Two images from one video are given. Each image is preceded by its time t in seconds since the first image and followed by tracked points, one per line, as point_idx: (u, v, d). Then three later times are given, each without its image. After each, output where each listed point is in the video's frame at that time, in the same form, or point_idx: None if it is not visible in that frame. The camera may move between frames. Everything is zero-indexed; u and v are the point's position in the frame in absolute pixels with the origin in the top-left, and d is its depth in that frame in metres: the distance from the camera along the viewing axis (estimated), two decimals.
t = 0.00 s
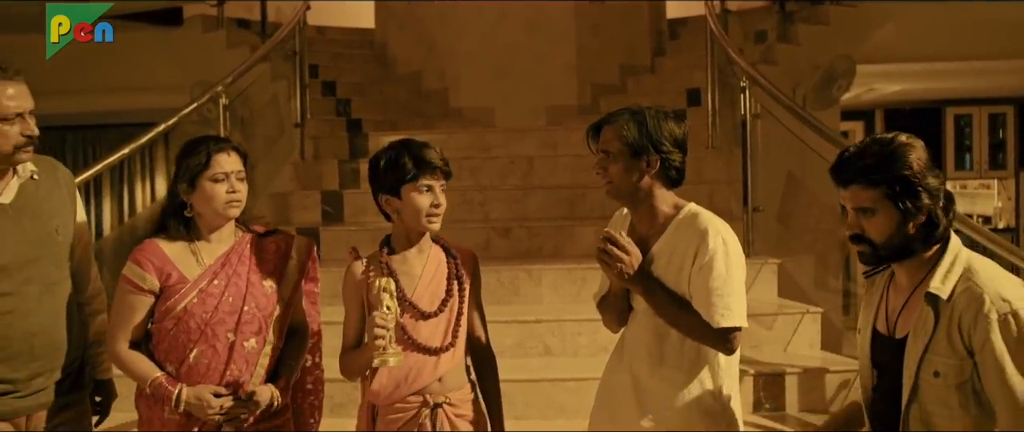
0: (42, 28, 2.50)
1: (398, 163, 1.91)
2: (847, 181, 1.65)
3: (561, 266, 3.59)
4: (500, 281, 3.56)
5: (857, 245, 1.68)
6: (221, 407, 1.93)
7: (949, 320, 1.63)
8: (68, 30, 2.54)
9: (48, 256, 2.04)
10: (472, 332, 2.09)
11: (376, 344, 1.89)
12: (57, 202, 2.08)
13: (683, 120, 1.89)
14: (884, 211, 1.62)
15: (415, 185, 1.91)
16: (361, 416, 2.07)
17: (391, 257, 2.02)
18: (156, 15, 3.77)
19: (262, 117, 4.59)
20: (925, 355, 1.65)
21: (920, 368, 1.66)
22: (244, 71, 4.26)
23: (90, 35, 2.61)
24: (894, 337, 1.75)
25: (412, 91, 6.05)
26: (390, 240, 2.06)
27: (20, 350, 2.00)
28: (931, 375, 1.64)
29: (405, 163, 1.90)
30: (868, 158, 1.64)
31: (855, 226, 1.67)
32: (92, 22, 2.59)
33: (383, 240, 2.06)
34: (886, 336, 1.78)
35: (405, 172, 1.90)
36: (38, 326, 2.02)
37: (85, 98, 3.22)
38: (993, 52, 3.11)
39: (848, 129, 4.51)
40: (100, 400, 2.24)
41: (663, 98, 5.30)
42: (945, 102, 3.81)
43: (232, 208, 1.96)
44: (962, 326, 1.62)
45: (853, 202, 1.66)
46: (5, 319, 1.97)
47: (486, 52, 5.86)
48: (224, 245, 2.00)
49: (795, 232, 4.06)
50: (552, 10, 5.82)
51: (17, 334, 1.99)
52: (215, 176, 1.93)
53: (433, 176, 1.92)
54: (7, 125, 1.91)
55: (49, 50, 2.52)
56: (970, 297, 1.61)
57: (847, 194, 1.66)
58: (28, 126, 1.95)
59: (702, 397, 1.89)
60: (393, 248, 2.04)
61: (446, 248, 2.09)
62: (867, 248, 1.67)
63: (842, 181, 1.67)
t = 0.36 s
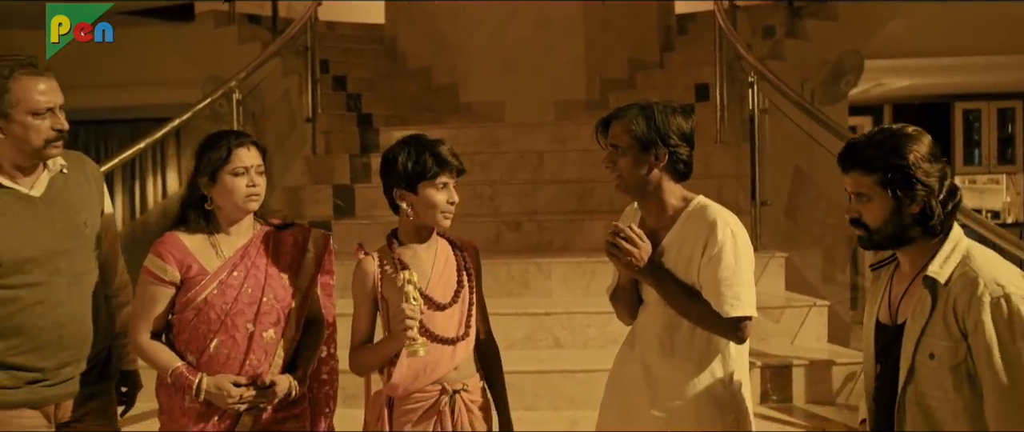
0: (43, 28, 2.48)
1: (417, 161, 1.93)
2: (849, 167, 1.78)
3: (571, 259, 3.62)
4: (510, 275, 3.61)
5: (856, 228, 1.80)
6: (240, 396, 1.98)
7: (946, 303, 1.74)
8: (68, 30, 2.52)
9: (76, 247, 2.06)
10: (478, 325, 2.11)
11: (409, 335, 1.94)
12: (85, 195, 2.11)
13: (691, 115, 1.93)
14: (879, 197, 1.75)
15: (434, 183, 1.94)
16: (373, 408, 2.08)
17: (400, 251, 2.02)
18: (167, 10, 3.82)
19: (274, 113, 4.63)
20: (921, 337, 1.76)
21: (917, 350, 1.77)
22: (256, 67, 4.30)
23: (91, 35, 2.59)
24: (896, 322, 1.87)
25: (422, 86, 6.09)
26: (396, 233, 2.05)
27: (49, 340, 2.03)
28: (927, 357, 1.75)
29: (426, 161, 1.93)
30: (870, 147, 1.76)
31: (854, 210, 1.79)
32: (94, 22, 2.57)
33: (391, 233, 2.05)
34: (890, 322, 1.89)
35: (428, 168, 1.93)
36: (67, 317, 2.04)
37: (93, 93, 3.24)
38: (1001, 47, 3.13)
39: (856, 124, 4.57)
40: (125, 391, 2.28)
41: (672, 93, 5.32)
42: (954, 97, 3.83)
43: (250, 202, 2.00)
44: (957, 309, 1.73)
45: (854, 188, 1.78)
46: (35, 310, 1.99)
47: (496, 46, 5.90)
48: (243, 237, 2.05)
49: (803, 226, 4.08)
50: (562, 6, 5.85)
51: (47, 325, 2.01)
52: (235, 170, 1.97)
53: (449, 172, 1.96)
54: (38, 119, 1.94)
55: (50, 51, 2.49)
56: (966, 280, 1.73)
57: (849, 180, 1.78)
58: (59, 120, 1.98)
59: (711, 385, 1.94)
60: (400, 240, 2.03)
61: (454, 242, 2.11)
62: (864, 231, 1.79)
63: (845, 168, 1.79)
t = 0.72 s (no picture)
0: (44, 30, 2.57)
1: (437, 152, 1.97)
2: (853, 157, 1.84)
3: (583, 250, 3.66)
4: (522, 264, 3.65)
5: (856, 216, 1.86)
6: (261, 384, 2.02)
7: (947, 287, 1.81)
8: (68, 30, 2.60)
9: (108, 241, 2.09)
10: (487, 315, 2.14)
11: (424, 324, 1.96)
12: (118, 190, 2.14)
13: (702, 108, 1.96)
14: (879, 186, 1.81)
15: (451, 174, 1.97)
16: (384, 397, 2.11)
17: (414, 241, 2.05)
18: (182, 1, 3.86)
19: (288, 104, 4.67)
20: (923, 321, 1.82)
21: (918, 335, 1.83)
22: (271, 59, 4.33)
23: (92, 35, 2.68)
24: (895, 308, 1.95)
25: (434, 78, 6.12)
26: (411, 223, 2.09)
27: (81, 331, 2.07)
28: (929, 338, 1.82)
29: (444, 153, 1.97)
30: (874, 139, 1.82)
31: (855, 199, 1.85)
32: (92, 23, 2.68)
33: (405, 224, 2.08)
34: (890, 308, 1.97)
35: (446, 160, 1.97)
36: (99, 308, 2.08)
37: (109, 83, 3.27)
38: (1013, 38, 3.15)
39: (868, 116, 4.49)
40: (153, 380, 2.27)
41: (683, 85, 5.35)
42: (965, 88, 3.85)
43: (270, 193, 2.04)
44: (958, 293, 1.80)
45: (856, 177, 1.84)
46: (69, 301, 2.04)
47: (507, 38, 5.94)
48: (262, 227, 2.09)
49: (811, 218, 4.17)
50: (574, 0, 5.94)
51: (80, 316, 2.06)
52: (256, 161, 2.01)
53: (466, 163, 1.99)
54: (75, 115, 1.98)
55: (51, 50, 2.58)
56: (966, 265, 1.79)
57: (852, 170, 1.84)
58: (95, 115, 2.01)
59: (719, 371, 1.98)
60: (415, 230, 2.07)
61: (467, 234, 2.15)
62: (863, 219, 1.85)
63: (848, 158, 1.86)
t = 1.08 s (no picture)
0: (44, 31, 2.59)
1: (446, 144, 2.00)
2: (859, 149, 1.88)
3: (585, 241, 3.69)
4: (524, 256, 3.68)
5: (860, 206, 1.91)
6: (269, 373, 2.05)
7: (945, 277, 1.85)
8: (68, 30, 2.62)
9: (123, 238, 2.12)
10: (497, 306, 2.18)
11: (433, 313, 1.99)
12: (131, 188, 2.17)
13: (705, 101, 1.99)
14: (883, 178, 1.85)
15: (460, 165, 2.00)
16: (393, 386, 2.14)
17: (422, 229, 2.08)
18: None
19: (290, 96, 4.69)
20: (922, 308, 1.87)
21: (917, 321, 1.88)
22: (274, 52, 4.35)
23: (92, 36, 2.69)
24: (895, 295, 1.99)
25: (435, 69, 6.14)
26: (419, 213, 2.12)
27: (99, 327, 2.10)
28: (929, 326, 1.86)
29: (453, 145, 2.00)
30: (880, 130, 1.85)
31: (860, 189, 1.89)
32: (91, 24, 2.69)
33: (413, 213, 2.11)
34: (889, 295, 2.02)
35: (455, 152, 2.00)
36: (116, 304, 2.11)
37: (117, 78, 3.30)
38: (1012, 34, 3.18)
39: (865, 108, 4.38)
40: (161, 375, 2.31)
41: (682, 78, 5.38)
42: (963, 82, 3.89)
43: (280, 185, 2.07)
44: (958, 282, 1.83)
45: (862, 169, 1.88)
46: (87, 297, 2.07)
47: (508, 31, 5.96)
48: (271, 217, 2.13)
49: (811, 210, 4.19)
50: None
51: (99, 312, 2.09)
52: (266, 154, 2.04)
53: (473, 154, 2.02)
54: (97, 112, 2.00)
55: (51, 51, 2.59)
56: (966, 257, 1.82)
57: (858, 161, 1.89)
58: (115, 113, 2.04)
59: (719, 362, 2.01)
60: (422, 219, 2.10)
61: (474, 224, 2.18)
62: (868, 209, 1.89)
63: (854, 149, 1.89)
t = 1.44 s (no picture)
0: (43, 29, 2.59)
1: (452, 141, 2.04)
2: (857, 146, 1.93)
3: (580, 238, 3.73)
4: (519, 253, 3.71)
5: (855, 202, 1.96)
6: (273, 366, 2.08)
7: (938, 271, 1.90)
8: (68, 30, 2.61)
9: (135, 251, 2.04)
10: (497, 303, 2.22)
11: (441, 306, 2.03)
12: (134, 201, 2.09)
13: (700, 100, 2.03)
14: (877, 176, 1.90)
15: (464, 163, 2.04)
16: (397, 380, 2.18)
17: (426, 227, 2.12)
18: None
19: (283, 92, 4.70)
20: (916, 302, 1.92)
21: (913, 316, 1.93)
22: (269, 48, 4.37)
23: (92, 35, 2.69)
24: (886, 291, 2.04)
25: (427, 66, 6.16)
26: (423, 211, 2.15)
27: (118, 345, 2.01)
28: (924, 319, 1.91)
29: (460, 144, 2.04)
30: (877, 129, 1.90)
31: (856, 186, 1.95)
32: (92, 23, 2.68)
33: (417, 211, 2.14)
34: (880, 291, 2.07)
35: (461, 150, 2.04)
36: (135, 319, 2.03)
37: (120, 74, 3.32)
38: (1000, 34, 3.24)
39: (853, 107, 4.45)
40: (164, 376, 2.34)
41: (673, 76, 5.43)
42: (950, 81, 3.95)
43: (285, 184, 2.11)
44: (954, 276, 1.88)
45: (859, 166, 1.93)
46: (105, 316, 1.97)
47: (500, 28, 6.00)
48: (274, 213, 2.16)
49: (801, 207, 4.20)
50: None
51: (116, 330, 1.99)
52: (273, 153, 2.08)
53: (478, 151, 2.06)
54: (106, 121, 1.92)
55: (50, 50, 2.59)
56: (960, 252, 1.88)
57: (855, 159, 1.94)
58: (124, 122, 1.96)
59: (713, 354, 2.06)
60: (427, 217, 2.13)
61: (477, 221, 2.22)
62: (862, 205, 1.95)
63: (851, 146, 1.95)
